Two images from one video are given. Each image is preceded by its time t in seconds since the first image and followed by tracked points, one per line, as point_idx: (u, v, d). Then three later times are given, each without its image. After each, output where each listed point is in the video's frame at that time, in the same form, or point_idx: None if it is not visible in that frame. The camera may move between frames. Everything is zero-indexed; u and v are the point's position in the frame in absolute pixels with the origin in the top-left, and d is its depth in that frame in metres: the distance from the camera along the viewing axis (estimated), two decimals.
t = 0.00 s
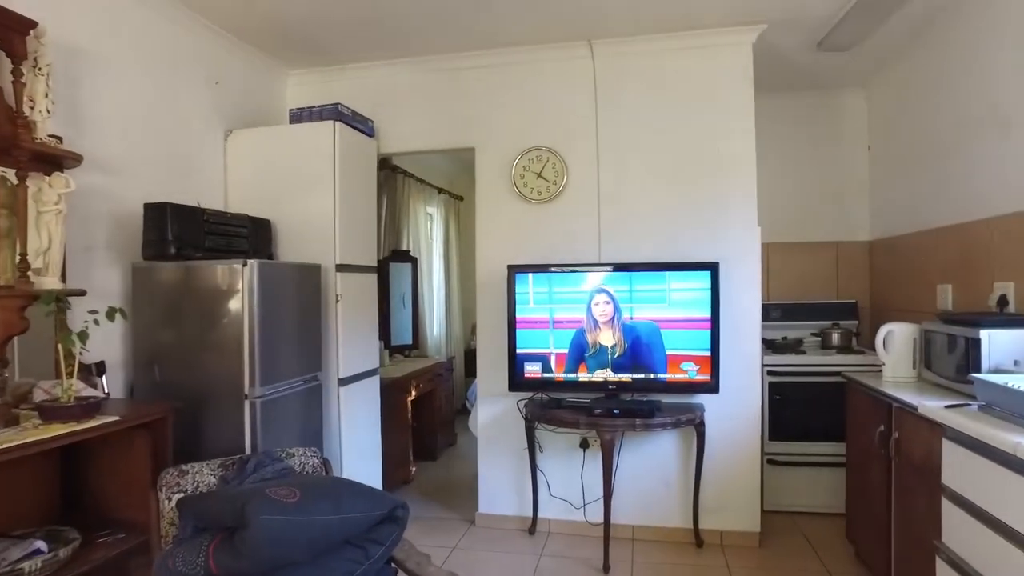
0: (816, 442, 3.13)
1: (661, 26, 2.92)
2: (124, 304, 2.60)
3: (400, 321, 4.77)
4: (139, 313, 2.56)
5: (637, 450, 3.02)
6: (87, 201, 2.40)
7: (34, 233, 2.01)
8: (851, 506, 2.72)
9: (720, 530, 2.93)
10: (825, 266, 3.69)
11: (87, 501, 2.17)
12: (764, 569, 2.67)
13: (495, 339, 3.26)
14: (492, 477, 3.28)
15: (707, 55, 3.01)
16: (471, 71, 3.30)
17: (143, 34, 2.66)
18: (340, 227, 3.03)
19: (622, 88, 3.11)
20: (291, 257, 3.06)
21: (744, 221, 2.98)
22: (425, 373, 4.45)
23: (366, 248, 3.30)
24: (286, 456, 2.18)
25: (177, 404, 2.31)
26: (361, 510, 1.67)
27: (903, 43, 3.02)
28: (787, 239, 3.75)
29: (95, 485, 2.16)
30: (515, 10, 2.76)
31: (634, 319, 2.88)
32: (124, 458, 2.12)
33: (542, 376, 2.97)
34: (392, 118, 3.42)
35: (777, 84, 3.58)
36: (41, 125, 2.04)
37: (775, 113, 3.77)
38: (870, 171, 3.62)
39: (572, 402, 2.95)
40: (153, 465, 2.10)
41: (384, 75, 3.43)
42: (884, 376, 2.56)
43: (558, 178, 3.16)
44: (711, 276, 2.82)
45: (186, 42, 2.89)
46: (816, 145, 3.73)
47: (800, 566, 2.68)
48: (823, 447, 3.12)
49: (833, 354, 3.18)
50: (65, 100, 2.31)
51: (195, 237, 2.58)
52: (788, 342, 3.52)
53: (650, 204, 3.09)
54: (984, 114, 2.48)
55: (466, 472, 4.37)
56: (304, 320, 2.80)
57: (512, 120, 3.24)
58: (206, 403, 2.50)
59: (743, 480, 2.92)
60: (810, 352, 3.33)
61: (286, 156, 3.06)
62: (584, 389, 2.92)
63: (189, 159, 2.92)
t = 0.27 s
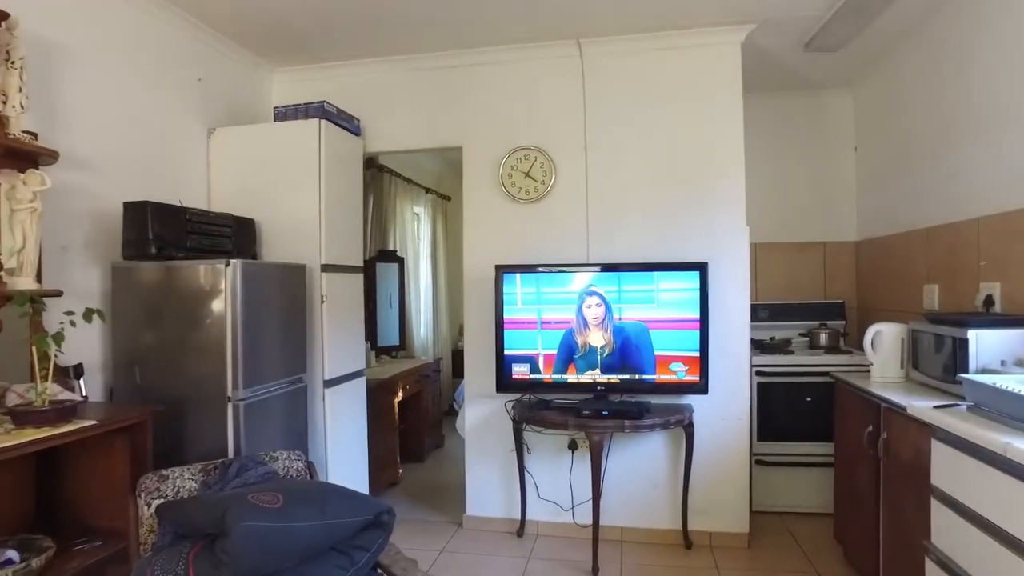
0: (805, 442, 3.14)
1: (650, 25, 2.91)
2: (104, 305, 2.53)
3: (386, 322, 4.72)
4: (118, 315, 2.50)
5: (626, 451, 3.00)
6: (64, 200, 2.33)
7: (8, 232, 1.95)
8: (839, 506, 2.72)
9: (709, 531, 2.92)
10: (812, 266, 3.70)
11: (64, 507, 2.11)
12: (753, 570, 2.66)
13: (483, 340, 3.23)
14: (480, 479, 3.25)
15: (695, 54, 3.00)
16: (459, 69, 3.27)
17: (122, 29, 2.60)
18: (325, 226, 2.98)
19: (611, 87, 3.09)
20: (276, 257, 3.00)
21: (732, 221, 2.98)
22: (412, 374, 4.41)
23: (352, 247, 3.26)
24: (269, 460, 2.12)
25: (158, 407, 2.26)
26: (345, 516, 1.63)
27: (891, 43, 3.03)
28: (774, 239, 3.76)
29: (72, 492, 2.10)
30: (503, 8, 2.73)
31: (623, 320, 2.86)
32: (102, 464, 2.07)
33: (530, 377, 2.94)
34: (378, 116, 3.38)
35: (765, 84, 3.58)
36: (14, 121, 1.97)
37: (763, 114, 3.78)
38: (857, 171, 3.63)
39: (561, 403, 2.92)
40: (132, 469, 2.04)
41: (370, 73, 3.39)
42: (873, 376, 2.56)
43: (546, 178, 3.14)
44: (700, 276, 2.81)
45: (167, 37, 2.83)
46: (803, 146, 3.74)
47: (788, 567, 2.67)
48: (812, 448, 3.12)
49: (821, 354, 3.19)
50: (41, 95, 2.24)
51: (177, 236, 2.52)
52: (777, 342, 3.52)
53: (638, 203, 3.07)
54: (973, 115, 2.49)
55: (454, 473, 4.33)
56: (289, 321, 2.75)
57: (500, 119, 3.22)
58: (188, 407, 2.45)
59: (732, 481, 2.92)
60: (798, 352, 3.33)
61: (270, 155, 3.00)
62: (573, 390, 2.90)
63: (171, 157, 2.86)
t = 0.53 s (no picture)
0: (793, 442, 3.13)
1: (639, 23, 2.89)
2: (81, 305, 2.47)
3: (373, 323, 4.67)
4: (96, 315, 2.44)
5: (614, 452, 2.98)
6: (38, 197, 2.27)
7: None
8: (828, 506, 2.71)
9: (698, 533, 2.91)
10: (800, 266, 3.70)
11: (38, 513, 2.05)
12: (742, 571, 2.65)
13: (470, 340, 3.19)
14: (467, 482, 3.21)
15: (685, 53, 2.99)
16: (446, 66, 3.23)
17: (100, 22, 2.53)
18: (310, 225, 2.93)
19: (599, 86, 3.07)
20: (259, 256, 2.95)
21: (721, 221, 2.97)
22: (399, 375, 4.36)
23: (338, 247, 3.20)
24: (252, 464, 2.05)
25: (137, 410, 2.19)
26: (329, 522, 1.58)
27: (878, 44, 3.03)
28: (762, 239, 3.75)
29: (46, 498, 2.03)
30: (491, 5, 2.69)
31: (612, 320, 2.84)
32: (78, 468, 2.00)
33: (518, 378, 2.91)
34: (364, 114, 3.33)
35: (753, 84, 3.58)
36: None
37: (750, 114, 3.78)
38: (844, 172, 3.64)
39: (549, 404, 2.89)
40: (110, 474, 1.98)
41: (356, 70, 3.34)
42: (861, 377, 2.56)
43: (534, 177, 3.11)
44: (689, 276, 2.79)
45: (147, 31, 2.77)
46: (790, 146, 3.74)
47: (777, 568, 2.66)
48: (800, 448, 3.12)
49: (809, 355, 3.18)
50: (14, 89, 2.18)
51: (157, 235, 2.46)
52: (765, 342, 3.52)
53: (627, 203, 3.05)
54: (961, 115, 2.49)
55: (441, 475, 4.29)
56: (273, 322, 2.69)
57: (488, 117, 3.18)
58: (168, 410, 2.39)
59: (721, 482, 2.90)
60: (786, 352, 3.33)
61: (253, 152, 2.95)
62: (561, 391, 2.87)
63: (151, 154, 2.80)
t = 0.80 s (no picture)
0: (782, 443, 3.12)
1: (628, 21, 2.86)
2: (56, 307, 2.39)
3: (359, 324, 4.61)
4: (72, 317, 2.36)
5: (603, 454, 2.95)
6: (11, 195, 2.19)
7: None
8: (817, 507, 2.71)
9: (688, 535, 2.89)
10: (788, 266, 3.70)
11: (10, 523, 1.97)
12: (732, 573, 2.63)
13: (457, 342, 3.15)
14: (454, 485, 3.17)
15: (674, 52, 2.97)
16: (433, 64, 3.19)
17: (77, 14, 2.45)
18: (294, 225, 2.87)
19: (588, 85, 3.04)
20: (242, 256, 2.88)
21: (711, 221, 2.95)
22: (385, 377, 4.31)
23: (323, 247, 3.15)
24: (233, 469, 1.97)
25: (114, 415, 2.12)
26: (312, 531, 1.53)
27: (867, 44, 3.03)
28: (750, 239, 3.75)
29: (18, 506, 1.96)
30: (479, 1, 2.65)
31: (601, 320, 2.81)
32: (52, 475, 1.93)
33: (506, 380, 2.87)
34: (349, 112, 3.28)
35: (742, 84, 3.57)
36: None
37: (738, 114, 3.77)
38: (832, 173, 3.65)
39: (537, 407, 2.86)
40: (84, 482, 1.91)
41: (341, 67, 3.28)
42: (851, 377, 2.55)
43: (522, 176, 3.07)
44: (679, 276, 2.77)
45: (126, 25, 2.69)
46: (778, 146, 3.74)
47: (767, 570, 2.65)
48: (789, 449, 3.11)
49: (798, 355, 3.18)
50: None
51: (136, 234, 2.39)
52: (753, 342, 3.51)
53: (616, 202, 3.02)
54: (950, 116, 2.49)
55: (428, 478, 4.24)
56: (255, 324, 2.63)
57: (475, 116, 3.14)
58: (146, 414, 2.32)
59: (711, 483, 2.88)
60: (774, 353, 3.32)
61: (236, 149, 2.88)
62: (549, 393, 2.84)
63: (130, 151, 2.72)
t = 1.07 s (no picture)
0: (772, 444, 3.12)
1: (618, 19, 2.84)
2: (33, 307, 2.32)
3: (346, 325, 4.55)
4: (50, 318, 2.30)
5: (594, 456, 2.93)
6: None
7: None
8: (807, 508, 2.70)
9: (679, 537, 2.87)
10: (777, 266, 3.70)
11: None
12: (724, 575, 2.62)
13: (446, 343, 3.11)
14: (443, 488, 3.13)
15: (664, 51, 2.95)
16: (421, 61, 3.15)
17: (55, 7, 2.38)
18: (280, 224, 2.81)
19: (578, 83, 3.02)
20: (226, 255, 2.82)
21: (701, 221, 2.93)
22: (372, 378, 4.26)
23: (310, 247, 3.09)
24: (216, 474, 1.90)
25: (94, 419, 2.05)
26: (298, 540, 1.48)
27: (857, 44, 3.04)
28: (739, 239, 3.74)
29: None
30: None
31: (591, 321, 2.78)
32: (27, 482, 1.87)
33: (495, 382, 2.84)
34: (336, 110, 3.22)
35: (732, 83, 3.56)
36: None
37: (728, 114, 3.77)
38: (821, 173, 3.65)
39: (527, 408, 2.83)
40: (61, 488, 1.85)
41: (327, 64, 3.23)
42: (842, 378, 2.54)
43: (512, 176, 3.04)
44: (670, 276, 2.75)
45: (107, 19, 2.62)
46: (768, 146, 3.74)
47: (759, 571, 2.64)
48: (779, 450, 3.11)
49: (788, 356, 3.17)
50: None
51: (116, 233, 2.33)
52: (743, 343, 3.50)
53: (607, 202, 3.00)
54: (941, 116, 2.49)
55: (416, 480, 4.20)
56: (240, 325, 2.58)
57: (465, 114, 3.10)
58: (127, 417, 2.26)
59: (702, 485, 2.87)
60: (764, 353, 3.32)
61: (220, 147, 2.82)
62: (539, 395, 2.81)
63: (111, 148, 2.65)
